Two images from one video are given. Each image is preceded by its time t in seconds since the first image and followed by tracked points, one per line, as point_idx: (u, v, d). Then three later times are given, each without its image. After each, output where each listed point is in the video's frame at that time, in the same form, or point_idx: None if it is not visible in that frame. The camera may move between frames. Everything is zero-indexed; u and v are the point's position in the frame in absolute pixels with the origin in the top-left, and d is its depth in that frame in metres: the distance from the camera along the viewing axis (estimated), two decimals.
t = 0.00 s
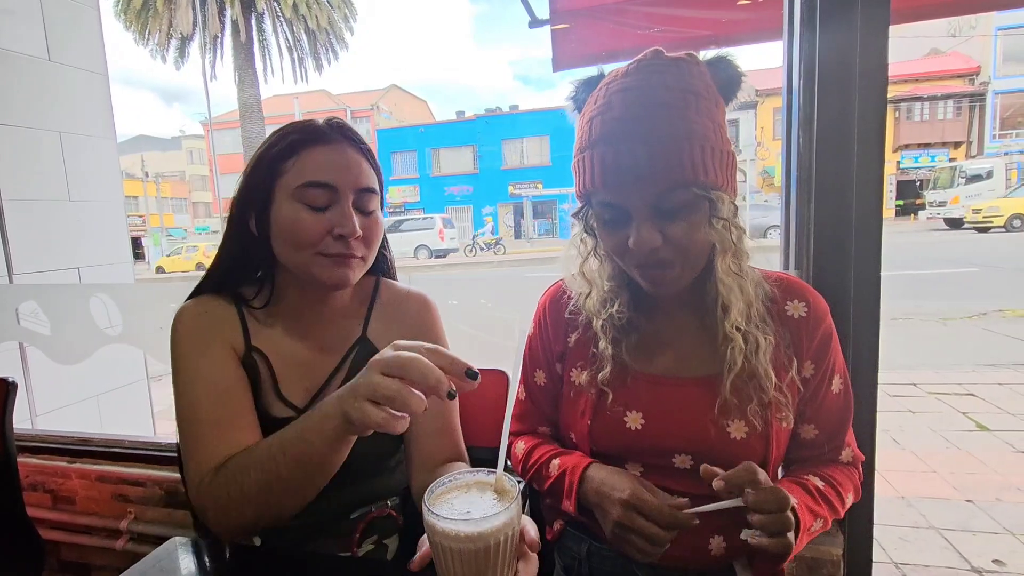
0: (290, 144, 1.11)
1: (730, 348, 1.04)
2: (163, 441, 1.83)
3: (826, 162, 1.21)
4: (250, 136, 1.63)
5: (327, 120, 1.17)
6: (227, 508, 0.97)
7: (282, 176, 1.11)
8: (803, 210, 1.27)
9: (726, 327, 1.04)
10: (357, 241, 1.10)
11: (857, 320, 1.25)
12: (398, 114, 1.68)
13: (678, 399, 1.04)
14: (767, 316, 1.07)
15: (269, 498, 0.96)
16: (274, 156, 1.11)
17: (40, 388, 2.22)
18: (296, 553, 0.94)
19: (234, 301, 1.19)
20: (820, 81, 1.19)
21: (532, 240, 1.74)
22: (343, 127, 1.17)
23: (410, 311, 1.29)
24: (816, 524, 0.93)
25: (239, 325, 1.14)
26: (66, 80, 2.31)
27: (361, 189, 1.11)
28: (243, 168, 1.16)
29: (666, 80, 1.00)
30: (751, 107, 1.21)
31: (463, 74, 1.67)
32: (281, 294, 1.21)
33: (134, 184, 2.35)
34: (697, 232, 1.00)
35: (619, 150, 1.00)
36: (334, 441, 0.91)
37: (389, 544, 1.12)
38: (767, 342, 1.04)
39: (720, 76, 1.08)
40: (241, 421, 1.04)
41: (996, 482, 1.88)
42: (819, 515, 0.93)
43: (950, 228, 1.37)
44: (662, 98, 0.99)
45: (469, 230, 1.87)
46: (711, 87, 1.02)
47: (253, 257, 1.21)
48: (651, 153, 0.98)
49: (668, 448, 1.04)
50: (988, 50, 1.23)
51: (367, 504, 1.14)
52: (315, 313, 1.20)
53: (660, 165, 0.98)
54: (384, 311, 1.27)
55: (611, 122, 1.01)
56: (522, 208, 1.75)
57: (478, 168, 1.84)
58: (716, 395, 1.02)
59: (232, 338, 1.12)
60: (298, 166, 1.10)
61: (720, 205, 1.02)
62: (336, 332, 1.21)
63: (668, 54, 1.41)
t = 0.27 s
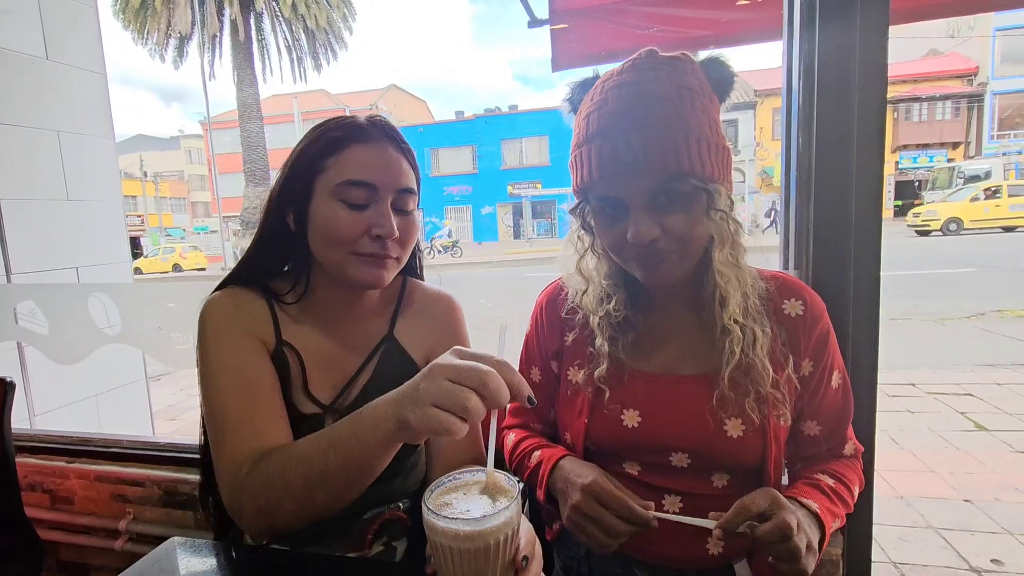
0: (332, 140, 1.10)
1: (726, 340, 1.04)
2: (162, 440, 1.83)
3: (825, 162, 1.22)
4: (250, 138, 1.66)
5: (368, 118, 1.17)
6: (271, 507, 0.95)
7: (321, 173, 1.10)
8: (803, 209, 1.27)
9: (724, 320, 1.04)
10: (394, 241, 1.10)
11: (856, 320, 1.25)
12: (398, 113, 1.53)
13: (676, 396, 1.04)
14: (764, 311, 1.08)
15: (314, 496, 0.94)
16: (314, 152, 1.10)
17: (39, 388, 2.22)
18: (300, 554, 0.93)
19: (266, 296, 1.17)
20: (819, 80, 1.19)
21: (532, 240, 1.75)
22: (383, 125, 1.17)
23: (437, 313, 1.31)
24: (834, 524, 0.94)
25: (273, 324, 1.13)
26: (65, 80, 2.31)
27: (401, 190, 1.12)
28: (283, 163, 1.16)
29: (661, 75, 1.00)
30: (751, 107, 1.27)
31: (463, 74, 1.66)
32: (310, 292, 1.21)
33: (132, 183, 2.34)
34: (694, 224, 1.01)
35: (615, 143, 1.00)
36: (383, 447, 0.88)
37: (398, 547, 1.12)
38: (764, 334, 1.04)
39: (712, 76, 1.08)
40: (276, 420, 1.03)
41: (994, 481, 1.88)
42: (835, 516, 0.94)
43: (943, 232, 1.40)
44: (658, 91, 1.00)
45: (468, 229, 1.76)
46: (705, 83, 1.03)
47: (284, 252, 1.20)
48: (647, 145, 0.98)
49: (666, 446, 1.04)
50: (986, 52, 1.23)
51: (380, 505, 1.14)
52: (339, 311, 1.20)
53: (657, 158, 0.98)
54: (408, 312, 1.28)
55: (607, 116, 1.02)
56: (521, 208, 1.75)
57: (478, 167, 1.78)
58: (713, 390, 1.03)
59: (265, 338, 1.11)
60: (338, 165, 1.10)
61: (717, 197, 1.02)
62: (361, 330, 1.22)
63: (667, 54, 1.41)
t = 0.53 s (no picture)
0: (337, 142, 1.09)
1: (723, 339, 1.04)
2: (161, 440, 1.83)
3: (824, 162, 1.22)
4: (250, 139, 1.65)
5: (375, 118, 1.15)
6: (202, 516, 0.93)
7: (324, 175, 1.08)
8: (802, 209, 1.27)
9: (720, 319, 1.04)
10: (396, 249, 1.07)
11: (854, 320, 1.25)
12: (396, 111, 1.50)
13: (675, 396, 1.04)
14: (763, 311, 1.08)
15: (244, 506, 0.91)
16: (317, 154, 1.08)
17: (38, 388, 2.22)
18: (300, 554, 0.92)
19: (264, 296, 1.17)
20: (819, 80, 1.19)
21: (530, 241, 1.74)
22: (389, 124, 1.14)
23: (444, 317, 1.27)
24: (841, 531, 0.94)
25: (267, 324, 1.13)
26: (63, 79, 2.31)
27: (405, 195, 1.09)
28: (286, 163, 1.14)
29: (658, 75, 1.00)
30: (748, 108, 1.26)
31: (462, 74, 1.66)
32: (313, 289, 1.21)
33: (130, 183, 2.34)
34: (691, 222, 1.01)
35: (611, 141, 1.00)
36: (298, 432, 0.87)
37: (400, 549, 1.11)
38: (762, 334, 1.04)
39: (710, 76, 1.08)
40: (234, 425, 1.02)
41: (991, 482, 1.87)
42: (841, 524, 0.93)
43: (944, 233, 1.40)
44: (654, 91, 1.00)
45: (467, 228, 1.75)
46: (702, 83, 1.03)
47: (284, 249, 1.19)
48: (643, 143, 0.98)
49: (665, 446, 1.03)
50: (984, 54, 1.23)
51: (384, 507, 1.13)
52: (346, 309, 1.20)
53: (653, 157, 0.98)
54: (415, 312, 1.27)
55: (603, 115, 1.02)
56: (520, 208, 1.76)
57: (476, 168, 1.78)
58: (711, 389, 1.03)
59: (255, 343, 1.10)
60: (341, 168, 1.07)
61: (713, 195, 1.02)
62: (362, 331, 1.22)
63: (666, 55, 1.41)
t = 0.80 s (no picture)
0: (316, 155, 1.06)
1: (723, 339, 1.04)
2: (158, 440, 1.82)
3: (821, 164, 1.22)
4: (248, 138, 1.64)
5: (357, 125, 1.11)
6: (175, 519, 0.93)
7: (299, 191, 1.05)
8: (799, 210, 1.27)
9: (718, 318, 1.05)
10: (373, 269, 1.02)
11: (852, 321, 1.25)
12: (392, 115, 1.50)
13: (673, 397, 1.04)
14: (761, 312, 1.08)
15: (205, 498, 0.91)
16: (296, 166, 1.06)
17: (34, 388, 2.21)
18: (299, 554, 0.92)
19: (244, 308, 1.16)
20: (816, 82, 1.19)
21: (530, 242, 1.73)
22: (372, 133, 1.12)
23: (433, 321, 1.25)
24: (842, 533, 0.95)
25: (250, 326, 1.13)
26: (61, 79, 2.30)
27: (383, 211, 1.04)
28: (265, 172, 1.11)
29: (653, 76, 1.01)
30: (745, 109, 1.26)
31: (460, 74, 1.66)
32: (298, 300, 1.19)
33: (128, 183, 2.33)
34: (688, 221, 1.01)
35: (607, 141, 1.00)
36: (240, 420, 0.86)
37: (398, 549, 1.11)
38: (760, 334, 1.04)
39: (708, 78, 1.08)
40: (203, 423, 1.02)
41: (988, 482, 1.87)
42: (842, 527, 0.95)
43: (944, 230, 1.38)
44: (649, 92, 1.00)
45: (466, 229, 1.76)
46: (698, 84, 1.03)
47: (265, 264, 1.17)
48: (639, 143, 0.99)
49: (664, 446, 1.04)
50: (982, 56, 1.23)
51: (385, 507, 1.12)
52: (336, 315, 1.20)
53: (649, 156, 0.99)
54: (405, 318, 1.23)
55: (599, 116, 1.03)
56: (518, 209, 1.75)
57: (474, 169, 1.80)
58: (710, 391, 1.03)
59: (235, 348, 1.11)
60: (317, 183, 1.03)
61: (708, 194, 1.02)
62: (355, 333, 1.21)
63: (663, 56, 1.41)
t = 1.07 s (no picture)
0: (304, 171, 1.01)
1: (720, 326, 1.06)
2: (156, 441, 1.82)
3: (818, 165, 1.23)
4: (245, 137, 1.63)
5: (348, 135, 1.07)
6: (168, 521, 0.93)
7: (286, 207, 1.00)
8: (796, 211, 1.27)
9: (715, 304, 1.07)
10: (362, 294, 0.97)
11: (847, 321, 1.26)
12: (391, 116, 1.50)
13: (669, 396, 1.04)
14: (759, 304, 1.09)
15: (199, 500, 0.90)
16: (284, 181, 1.02)
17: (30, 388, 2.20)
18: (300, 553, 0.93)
19: (237, 317, 1.14)
20: (813, 83, 1.19)
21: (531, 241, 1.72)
22: (367, 142, 1.08)
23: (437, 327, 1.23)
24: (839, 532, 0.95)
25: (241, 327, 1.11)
26: (57, 78, 2.29)
27: (375, 231, 0.98)
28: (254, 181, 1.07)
29: (648, 70, 1.03)
30: (742, 111, 1.26)
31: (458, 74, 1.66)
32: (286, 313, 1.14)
33: (125, 183, 2.32)
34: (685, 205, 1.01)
35: (604, 130, 1.02)
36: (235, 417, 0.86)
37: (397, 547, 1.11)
38: (758, 323, 1.06)
39: (701, 84, 1.10)
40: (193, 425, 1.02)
41: (984, 483, 1.89)
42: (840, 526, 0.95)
43: (942, 231, 1.40)
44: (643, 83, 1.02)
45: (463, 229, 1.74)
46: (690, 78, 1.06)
47: (256, 278, 1.13)
48: (635, 129, 1.00)
49: (661, 444, 1.04)
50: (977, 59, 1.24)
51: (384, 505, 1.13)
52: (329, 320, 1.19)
53: (645, 142, 1.00)
54: (402, 323, 1.20)
55: (596, 108, 1.04)
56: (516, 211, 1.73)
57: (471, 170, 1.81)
58: (707, 386, 1.03)
59: (224, 350, 1.09)
60: (304, 199, 0.98)
61: (704, 177, 1.03)
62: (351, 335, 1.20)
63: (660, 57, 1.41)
